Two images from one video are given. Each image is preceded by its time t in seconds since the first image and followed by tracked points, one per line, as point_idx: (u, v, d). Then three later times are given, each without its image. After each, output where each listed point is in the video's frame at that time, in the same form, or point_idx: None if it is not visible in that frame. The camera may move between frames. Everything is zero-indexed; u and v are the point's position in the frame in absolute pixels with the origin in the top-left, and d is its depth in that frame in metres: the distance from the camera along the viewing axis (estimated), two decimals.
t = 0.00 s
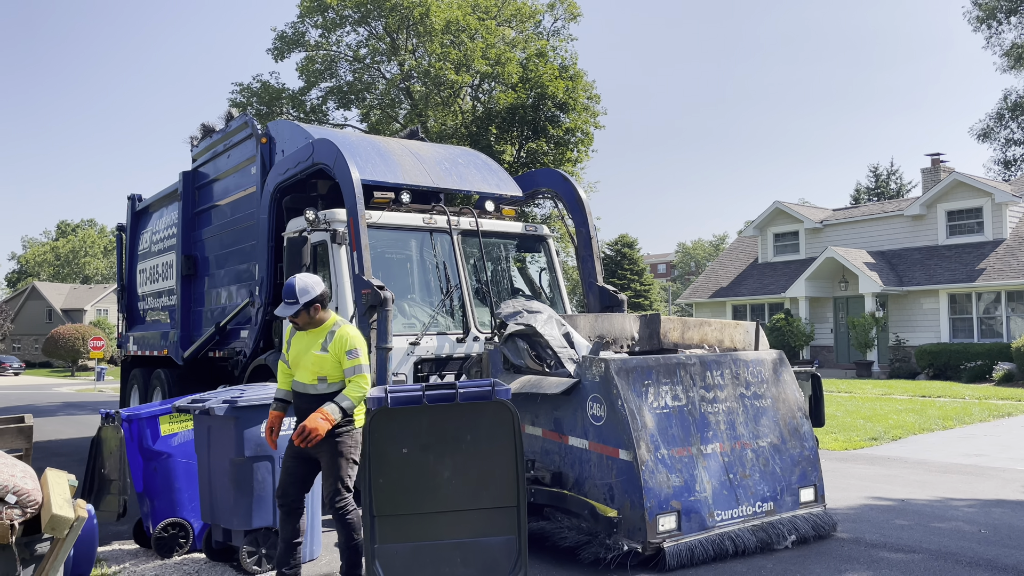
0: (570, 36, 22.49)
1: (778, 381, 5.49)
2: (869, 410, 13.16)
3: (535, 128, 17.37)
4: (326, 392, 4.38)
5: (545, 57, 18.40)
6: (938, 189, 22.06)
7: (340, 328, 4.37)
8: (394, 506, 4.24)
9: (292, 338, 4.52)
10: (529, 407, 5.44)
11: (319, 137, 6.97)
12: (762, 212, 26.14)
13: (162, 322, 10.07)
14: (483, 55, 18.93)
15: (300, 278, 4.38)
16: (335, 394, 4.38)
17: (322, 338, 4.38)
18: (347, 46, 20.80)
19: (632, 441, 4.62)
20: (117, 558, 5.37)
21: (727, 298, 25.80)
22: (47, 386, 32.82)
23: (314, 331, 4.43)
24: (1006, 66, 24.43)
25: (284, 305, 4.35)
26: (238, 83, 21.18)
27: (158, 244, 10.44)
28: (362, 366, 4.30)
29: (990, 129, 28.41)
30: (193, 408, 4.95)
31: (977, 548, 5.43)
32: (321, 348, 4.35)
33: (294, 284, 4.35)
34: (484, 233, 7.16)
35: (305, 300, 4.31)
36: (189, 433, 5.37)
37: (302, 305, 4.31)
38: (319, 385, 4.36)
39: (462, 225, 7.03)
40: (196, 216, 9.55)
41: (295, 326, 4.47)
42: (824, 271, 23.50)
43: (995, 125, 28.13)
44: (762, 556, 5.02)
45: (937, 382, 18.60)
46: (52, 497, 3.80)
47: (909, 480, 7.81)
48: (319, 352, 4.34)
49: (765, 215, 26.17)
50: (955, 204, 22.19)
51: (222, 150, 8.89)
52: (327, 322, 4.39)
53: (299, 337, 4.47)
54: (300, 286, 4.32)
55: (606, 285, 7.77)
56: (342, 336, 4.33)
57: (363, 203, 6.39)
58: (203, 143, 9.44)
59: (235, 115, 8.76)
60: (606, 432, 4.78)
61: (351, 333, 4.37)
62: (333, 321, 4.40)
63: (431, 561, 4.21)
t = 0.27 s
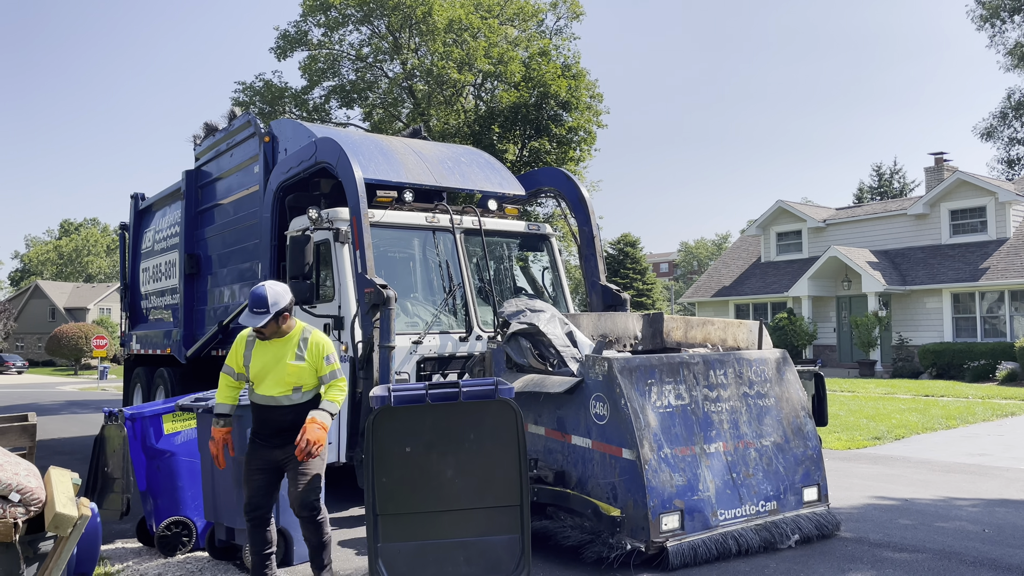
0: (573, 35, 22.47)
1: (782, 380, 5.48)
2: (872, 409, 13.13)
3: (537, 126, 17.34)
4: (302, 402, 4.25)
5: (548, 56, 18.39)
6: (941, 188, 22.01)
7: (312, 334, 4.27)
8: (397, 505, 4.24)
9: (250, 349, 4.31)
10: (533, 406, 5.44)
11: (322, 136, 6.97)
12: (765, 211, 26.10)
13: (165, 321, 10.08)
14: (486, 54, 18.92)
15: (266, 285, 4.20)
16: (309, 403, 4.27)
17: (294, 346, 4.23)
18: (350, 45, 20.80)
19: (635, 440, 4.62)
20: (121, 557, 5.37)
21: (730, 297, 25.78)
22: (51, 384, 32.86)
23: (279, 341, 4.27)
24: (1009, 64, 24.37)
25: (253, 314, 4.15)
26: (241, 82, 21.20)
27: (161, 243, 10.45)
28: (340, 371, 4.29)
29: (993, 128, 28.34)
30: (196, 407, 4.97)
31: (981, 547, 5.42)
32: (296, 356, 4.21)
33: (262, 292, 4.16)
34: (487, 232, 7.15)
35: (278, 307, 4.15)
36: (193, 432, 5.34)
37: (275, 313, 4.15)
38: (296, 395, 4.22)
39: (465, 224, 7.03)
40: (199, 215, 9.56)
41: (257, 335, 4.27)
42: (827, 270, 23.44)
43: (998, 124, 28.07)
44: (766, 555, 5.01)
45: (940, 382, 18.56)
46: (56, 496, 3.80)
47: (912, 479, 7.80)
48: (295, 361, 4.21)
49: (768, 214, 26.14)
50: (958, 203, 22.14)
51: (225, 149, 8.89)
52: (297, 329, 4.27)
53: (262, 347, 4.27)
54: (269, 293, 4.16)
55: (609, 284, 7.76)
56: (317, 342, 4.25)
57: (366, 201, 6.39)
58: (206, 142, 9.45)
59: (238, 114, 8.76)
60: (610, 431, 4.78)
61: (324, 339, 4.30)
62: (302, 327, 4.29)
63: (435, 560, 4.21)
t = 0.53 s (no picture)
0: (575, 34, 22.45)
1: (784, 379, 5.48)
2: (874, 408, 13.12)
3: (539, 126, 17.33)
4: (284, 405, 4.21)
5: (550, 55, 18.38)
6: (943, 187, 21.98)
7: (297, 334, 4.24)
8: (399, 505, 4.24)
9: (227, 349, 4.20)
10: (534, 405, 5.44)
11: (324, 135, 6.96)
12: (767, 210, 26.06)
13: (167, 320, 10.08)
14: (488, 53, 18.90)
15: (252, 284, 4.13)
16: (291, 406, 4.23)
17: (277, 347, 4.18)
18: (351, 44, 20.79)
19: (637, 440, 4.61)
20: (123, 555, 5.38)
21: (732, 297, 25.76)
22: (53, 383, 32.93)
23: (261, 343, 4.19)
24: (1012, 63, 24.32)
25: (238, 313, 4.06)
26: (243, 82, 21.21)
27: (162, 242, 10.45)
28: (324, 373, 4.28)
29: (995, 127, 28.28)
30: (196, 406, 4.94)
31: (984, 547, 5.42)
32: (280, 358, 4.16)
33: (250, 291, 4.09)
34: (489, 231, 7.15)
35: (265, 307, 4.10)
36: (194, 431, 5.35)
37: (262, 313, 4.10)
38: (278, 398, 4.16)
39: (467, 223, 7.03)
40: (201, 214, 9.56)
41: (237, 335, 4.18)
42: (830, 269, 23.40)
43: (1001, 123, 28.00)
44: (768, 554, 5.01)
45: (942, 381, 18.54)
46: (58, 494, 3.80)
47: (914, 479, 7.79)
48: (279, 363, 4.16)
49: (770, 213, 26.10)
50: (961, 202, 22.10)
51: (227, 148, 8.89)
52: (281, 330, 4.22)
53: (242, 350, 4.17)
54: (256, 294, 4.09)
55: (611, 283, 7.76)
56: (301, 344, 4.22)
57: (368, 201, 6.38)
58: (208, 141, 9.45)
59: (240, 113, 8.76)
60: (612, 430, 4.78)
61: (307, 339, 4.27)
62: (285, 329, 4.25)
63: (436, 560, 4.21)
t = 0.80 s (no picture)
0: (575, 34, 22.45)
1: (785, 378, 5.48)
2: (875, 408, 13.10)
3: (540, 125, 17.33)
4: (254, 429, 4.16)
5: (550, 55, 18.38)
6: (944, 187, 21.97)
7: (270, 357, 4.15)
8: (400, 504, 4.24)
9: (198, 382, 3.99)
10: (535, 404, 5.44)
11: (325, 134, 6.96)
12: (768, 209, 26.05)
13: (168, 320, 10.09)
14: (488, 53, 18.89)
15: (227, 318, 3.95)
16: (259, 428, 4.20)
17: (252, 376, 4.08)
18: (352, 44, 20.80)
19: (638, 439, 4.61)
20: (124, 555, 5.38)
21: (733, 296, 25.75)
22: (55, 383, 33.00)
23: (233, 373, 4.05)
24: (1012, 62, 24.29)
25: (218, 349, 3.90)
26: (243, 82, 21.22)
27: (163, 241, 10.46)
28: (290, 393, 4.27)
29: (996, 126, 28.25)
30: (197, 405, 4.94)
31: (985, 546, 5.41)
32: (257, 387, 4.07)
33: (226, 328, 3.92)
34: (490, 231, 7.15)
35: (242, 339, 3.97)
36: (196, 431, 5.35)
37: (240, 345, 3.96)
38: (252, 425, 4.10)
39: (468, 223, 7.03)
40: (201, 214, 9.56)
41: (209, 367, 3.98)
42: (831, 268, 23.39)
43: (1002, 122, 27.97)
44: (769, 554, 5.01)
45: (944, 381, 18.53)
46: (59, 494, 3.80)
47: (915, 478, 7.79)
48: (256, 393, 4.07)
49: (771, 213, 26.09)
50: (962, 202, 22.09)
51: (228, 147, 8.90)
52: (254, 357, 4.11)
53: (213, 381, 4.01)
54: (230, 326, 3.93)
55: (612, 282, 7.75)
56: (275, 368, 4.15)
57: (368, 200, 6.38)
58: (208, 141, 9.45)
59: (241, 112, 8.76)
60: (612, 430, 4.78)
61: (276, 360, 4.21)
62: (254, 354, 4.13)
63: (437, 559, 4.21)
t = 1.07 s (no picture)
0: (575, 34, 22.43)
1: (785, 378, 5.47)
2: (876, 408, 13.09)
3: (540, 125, 17.33)
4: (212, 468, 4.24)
5: (551, 55, 18.38)
6: (944, 186, 21.96)
7: (225, 417, 4.11)
8: (399, 504, 4.24)
9: (163, 471, 3.93)
10: (535, 404, 5.43)
11: (324, 134, 6.96)
12: (768, 209, 26.03)
13: (168, 320, 10.08)
14: (488, 52, 18.87)
15: (183, 413, 3.83)
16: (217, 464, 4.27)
17: (213, 441, 4.06)
18: (352, 44, 20.80)
19: (638, 439, 4.60)
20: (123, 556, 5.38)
21: (733, 296, 25.74)
22: (55, 384, 32.98)
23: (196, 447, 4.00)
24: (1012, 62, 24.27)
25: (183, 444, 3.84)
26: (243, 82, 21.23)
27: (163, 242, 10.45)
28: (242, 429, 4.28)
29: (997, 126, 28.24)
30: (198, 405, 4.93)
31: (986, 546, 5.40)
32: (220, 451, 4.08)
33: (184, 422, 3.83)
34: (489, 231, 7.14)
35: (200, 423, 3.91)
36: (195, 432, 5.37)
37: (199, 430, 3.91)
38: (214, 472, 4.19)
39: (467, 223, 7.02)
40: (201, 214, 9.56)
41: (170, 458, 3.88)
42: (831, 268, 23.38)
43: (1003, 122, 27.95)
44: (769, 554, 5.00)
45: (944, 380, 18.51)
46: (58, 495, 3.79)
47: (916, 478, 7.78)
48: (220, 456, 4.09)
49: (772, 213, 26.08)
50: (962, 201, 22.07)
51: (228, 148, 8.90)
52: (211, 425, 4.05)
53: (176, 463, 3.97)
54: (188, 418, 3.85)
55: (612, 282, 7.75)
56: (232, 423, 4.12)
57: (368, 200, 6.38)
58: (208, 141, 9.45)
59: (240, 113, 8.76)
60: (612, 430, 4.77)
61: (226, 409, 4.17)
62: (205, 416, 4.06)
63: (437, 559, 4.20)
